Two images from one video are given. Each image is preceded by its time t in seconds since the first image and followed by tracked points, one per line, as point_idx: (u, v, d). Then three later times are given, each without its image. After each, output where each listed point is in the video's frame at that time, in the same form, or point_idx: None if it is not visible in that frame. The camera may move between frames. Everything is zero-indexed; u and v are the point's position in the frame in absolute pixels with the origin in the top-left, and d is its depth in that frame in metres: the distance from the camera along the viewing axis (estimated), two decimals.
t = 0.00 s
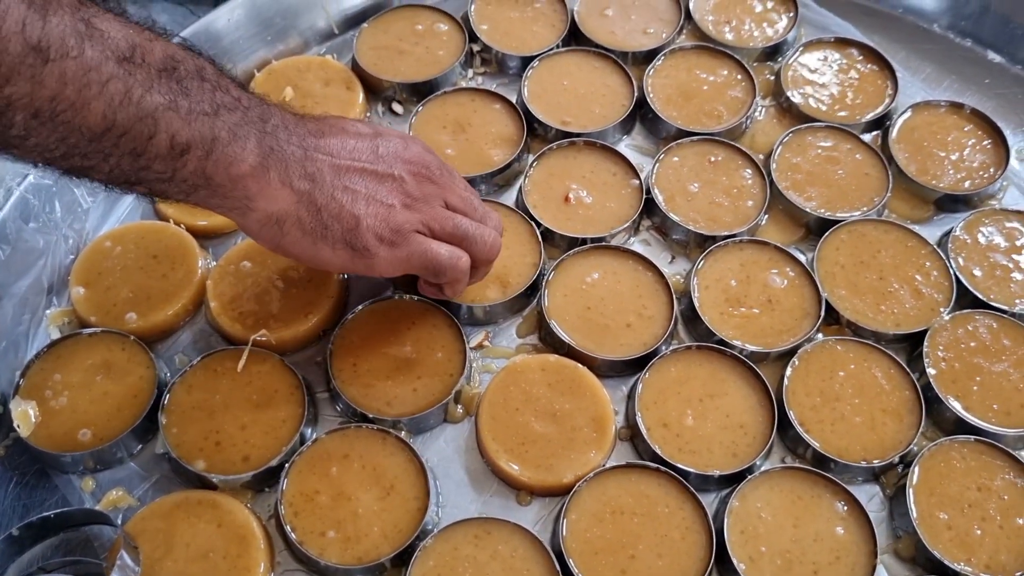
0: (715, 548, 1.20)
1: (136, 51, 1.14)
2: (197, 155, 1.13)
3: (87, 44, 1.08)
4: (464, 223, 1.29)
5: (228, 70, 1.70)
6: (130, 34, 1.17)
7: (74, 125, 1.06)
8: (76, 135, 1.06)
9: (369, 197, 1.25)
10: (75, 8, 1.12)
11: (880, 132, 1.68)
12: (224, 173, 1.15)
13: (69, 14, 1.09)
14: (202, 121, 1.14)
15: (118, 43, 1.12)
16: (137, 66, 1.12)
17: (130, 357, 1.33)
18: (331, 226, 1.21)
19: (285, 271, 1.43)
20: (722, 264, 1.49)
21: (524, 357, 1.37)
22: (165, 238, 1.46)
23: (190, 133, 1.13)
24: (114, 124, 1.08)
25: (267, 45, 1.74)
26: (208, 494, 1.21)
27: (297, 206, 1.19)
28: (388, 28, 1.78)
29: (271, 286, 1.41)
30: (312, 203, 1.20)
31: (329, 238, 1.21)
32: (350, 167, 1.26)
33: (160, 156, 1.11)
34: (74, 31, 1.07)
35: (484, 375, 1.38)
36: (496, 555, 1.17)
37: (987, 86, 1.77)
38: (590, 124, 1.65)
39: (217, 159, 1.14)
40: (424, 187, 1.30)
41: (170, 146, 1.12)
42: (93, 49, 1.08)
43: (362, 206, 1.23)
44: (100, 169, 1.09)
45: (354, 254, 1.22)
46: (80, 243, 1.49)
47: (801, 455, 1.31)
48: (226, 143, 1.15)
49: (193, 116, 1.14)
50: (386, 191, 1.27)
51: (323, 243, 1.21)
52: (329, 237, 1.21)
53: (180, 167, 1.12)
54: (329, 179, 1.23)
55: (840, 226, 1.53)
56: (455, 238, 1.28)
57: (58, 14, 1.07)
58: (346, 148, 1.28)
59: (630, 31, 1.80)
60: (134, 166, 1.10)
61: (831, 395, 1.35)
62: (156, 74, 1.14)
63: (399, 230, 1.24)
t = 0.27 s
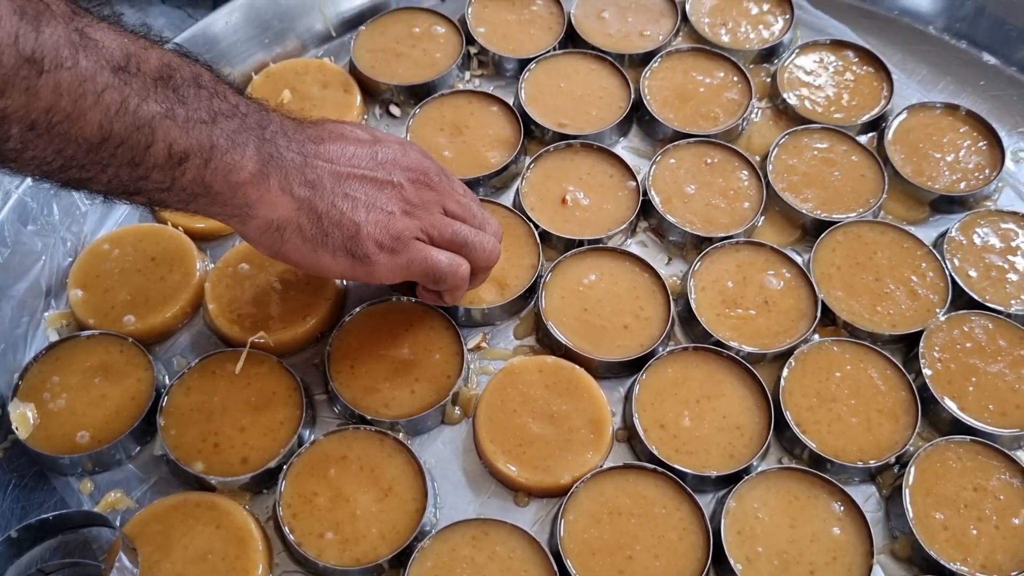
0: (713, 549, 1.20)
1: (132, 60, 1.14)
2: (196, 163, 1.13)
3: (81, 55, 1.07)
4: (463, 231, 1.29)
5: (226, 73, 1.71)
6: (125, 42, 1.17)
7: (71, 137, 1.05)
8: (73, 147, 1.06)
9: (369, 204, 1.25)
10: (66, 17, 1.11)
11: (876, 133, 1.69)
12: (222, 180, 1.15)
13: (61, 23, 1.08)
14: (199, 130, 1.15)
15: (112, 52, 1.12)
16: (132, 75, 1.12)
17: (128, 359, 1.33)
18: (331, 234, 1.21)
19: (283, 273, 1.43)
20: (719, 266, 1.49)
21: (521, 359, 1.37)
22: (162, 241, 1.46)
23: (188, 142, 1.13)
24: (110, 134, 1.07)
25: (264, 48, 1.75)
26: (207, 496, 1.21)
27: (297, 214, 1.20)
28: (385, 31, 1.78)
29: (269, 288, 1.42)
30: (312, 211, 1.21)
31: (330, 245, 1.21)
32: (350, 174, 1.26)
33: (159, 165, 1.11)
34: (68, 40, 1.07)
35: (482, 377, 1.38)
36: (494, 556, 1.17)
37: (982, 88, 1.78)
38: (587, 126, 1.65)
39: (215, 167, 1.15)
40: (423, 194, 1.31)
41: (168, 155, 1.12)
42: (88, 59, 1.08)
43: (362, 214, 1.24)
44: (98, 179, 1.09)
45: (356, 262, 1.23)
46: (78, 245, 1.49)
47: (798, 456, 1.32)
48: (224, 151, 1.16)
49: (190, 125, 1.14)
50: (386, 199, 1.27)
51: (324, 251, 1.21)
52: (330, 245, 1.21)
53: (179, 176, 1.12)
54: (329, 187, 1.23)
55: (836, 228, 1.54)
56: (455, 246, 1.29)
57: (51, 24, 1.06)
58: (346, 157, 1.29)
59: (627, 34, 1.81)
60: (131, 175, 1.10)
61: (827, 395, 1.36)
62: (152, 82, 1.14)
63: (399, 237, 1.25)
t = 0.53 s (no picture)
0: (710, 549, 1.20)
1: (105, 63, 1.12)
2: (171, 178, 1.10)
3: (41, 60, 1.08)
4: (463, 262, 1.25)
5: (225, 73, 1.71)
6: (100, 40, 1.15)
7: (34, 146, 1.07)
8: (40, 155, 1.08)
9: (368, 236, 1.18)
10: (35, 14, 1.11)
11: (874, 135, 1.69)
12: (201, 196, 1.11)
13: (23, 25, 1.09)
14: (176, 142, 1.11)
15: (80, 57, 1.11)
16: (101, 82, 1.10)
17: (127, 358, 1.33)
18: (321, 260, 1.16)
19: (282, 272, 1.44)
20: (717, 266, 1.49)
21: (520, 358, 1.38)
22: (162, 240, 1.46)
23: (161, 157, 1.10)
24: (75, 147, 1.08)
25: (264, 48, 1.75)
26: (206, 494, 1.21)
27: (288, 236, 1.15)
28: (385, 31, 1.78)
29: (269, 287, 1.42)
30: (303, 233, 1.15)
31: (319, 271, 1.17)
32: (350, 193, 1.17)
33: (131, 179, 1.10)
34: (28, 46, 1.07)
35: (481, 376, 1.39)
36: (492, 555, 1.17)
37: (980, 90, 1.78)
38: (586, 127, 1.65)
39: (195, 182, 1.11)
40: (430, 225, 1.23)
41: (140, 171, 1.10)
42: (47, 66, 1.08)
43: (358, 246, 1.17)
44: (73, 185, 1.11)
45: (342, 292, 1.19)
46: (77, 244, 1.49)
47: (796, 456, 1.32)
48: (206, 167, 1.11)
49: (167, 138, 1.10)
50: (387, 223, 1.19)
51: (311, 275, 1.17)
52: (318, 269, 1.16)
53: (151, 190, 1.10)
54: (329, 214, 1.16)
55: (834, 228, 1.54)
56: (450, 274, 1.24)
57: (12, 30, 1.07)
58: (352, 171, 1.19)
59: (626, 35, 1.82)
60: (105, 187, 1.11)
61: (825, 395, 1.36)
62: (125, 89, 1.11)
63: (389, 274, 1.19)
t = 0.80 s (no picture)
0: (708, 547, 1.21)
1: (51, 104, 0.99)
2: (110, 218, 1.02)
3: None
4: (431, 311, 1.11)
5: (227, 74, 1.72)
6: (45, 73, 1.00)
7: None
8: None
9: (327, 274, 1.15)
10: None
11: (872, 136, 1.70)
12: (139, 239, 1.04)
13: None
14: (117, 189, 1.01)
15: (22, 94, 0.98)
16: (45, 125, 0.99)
17: (129, 356, 1.34)
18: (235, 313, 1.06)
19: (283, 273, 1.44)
20: (715, 267, 1.50)
21: (519, 357, 1.38)
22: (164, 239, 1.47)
23: (99, 199, 1.01)
24: (14, 180, 1.00)
25: (266, 49, 1.76)
26: (207, 492, 1.22)
27: (211, 277, 1.05)
28: (385, 32, 1.79)
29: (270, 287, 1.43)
30: (223, 282, 1.04)
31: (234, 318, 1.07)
32: (282, 262, 1.01)
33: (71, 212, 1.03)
34: None
35: (480, 376, 1.39)
36: (491, 554, 1.18)
37: (978, 92, 1.79)
38: (586, 128, 1.66)
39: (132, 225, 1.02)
40: (366, 295, 1.03)
41: (79, 206, 1.02)
42: None
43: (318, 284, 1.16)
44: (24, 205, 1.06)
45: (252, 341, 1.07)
46: (79, 243, 1.50)
47: (793, 455, 1.33)
48: (141, 216, 1.01)
49: (107, 183, 1.01)
50: (308, 296, 1.03)
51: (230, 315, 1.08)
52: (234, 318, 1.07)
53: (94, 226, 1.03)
54: (256, 276, 1.02)
55: (832, 229, 1.55)
56: (398, 346, 1.10)
57: None
58: (293, 242, 1.01)
59: (625, 37, 1.82)
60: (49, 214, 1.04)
61: (823, 395, 1.37)
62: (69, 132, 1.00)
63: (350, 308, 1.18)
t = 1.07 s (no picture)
0: (706, 542, 1.21)
1: (100, 70, 1.08)
2: (151, 175, 1.14)
3: (39, 67, 1.04)
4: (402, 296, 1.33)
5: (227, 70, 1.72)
6: (96, 44, 1.08)
7: (25, 135, 1.07)
8: (30, 147, 1.09)
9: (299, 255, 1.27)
10: (36, 20, 1.04)
11: (871, 134, 1.71)
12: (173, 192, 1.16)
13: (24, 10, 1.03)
14: (161, 149, 1.12)
15: (77, 63, 1.06)
16: (96, 91, 1.07)
17: (129, 351, 1.34)
18: (235, 262, 1.20)
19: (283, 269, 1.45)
20: (714, 263, 1.51)
21: (518, 353, 1.39)
22: (164, 234, 1.47)
23: (144, 158, 1.12)
24: (62, 141, 1.08)
25: (266, 46, 1.77)
26: (206, 486, 1.22)
27: (231, 229, 1.19)
28: (386, 29, 1.80)
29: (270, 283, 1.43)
30: (243, 235, 1.19)
31: (233, 266, 1.21)
32: (307, 233, 1.18)
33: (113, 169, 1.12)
34: (27, 53, 1.03)
35: (479, 371, 1.40)
36: (490, 547, 1.18)
37: (976, 90, 1.80)
38: (585, 125, 1.67)
39: (171, 181, 1.15)
40: (372, 275, 1.24)
41: (123, 164, 1.12)
42: (47, 73, 1.04)
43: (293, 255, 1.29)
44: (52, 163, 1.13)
45: (245, 292, 1.21)
46: (80, 239, 1.51)
47: (792, 451, 1.33)
48: (183, 173, 1.14)
49: (153, 143, 1.12)
50: (322, 266, 1.21)
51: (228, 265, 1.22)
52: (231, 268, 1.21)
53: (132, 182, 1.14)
54: (280, 235, 1.18)
55: (831, 226, 1.55)
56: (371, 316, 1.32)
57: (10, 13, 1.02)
58: (320, 214, 1.18)
59: (624, 35, 1.83)
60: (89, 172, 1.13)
61: (821, 391, 1.37)
62: (119, 96, 1.09)
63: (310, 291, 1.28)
